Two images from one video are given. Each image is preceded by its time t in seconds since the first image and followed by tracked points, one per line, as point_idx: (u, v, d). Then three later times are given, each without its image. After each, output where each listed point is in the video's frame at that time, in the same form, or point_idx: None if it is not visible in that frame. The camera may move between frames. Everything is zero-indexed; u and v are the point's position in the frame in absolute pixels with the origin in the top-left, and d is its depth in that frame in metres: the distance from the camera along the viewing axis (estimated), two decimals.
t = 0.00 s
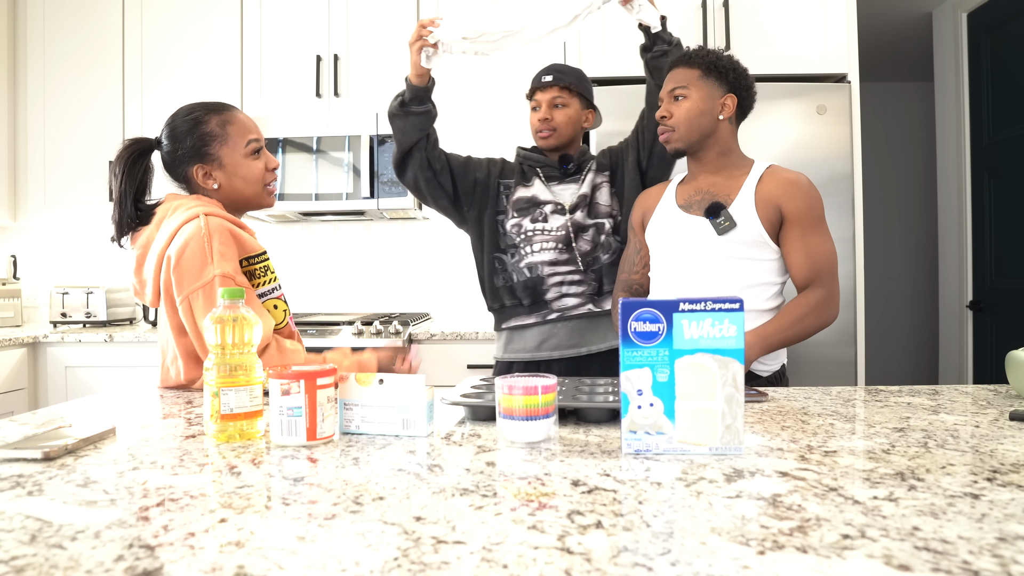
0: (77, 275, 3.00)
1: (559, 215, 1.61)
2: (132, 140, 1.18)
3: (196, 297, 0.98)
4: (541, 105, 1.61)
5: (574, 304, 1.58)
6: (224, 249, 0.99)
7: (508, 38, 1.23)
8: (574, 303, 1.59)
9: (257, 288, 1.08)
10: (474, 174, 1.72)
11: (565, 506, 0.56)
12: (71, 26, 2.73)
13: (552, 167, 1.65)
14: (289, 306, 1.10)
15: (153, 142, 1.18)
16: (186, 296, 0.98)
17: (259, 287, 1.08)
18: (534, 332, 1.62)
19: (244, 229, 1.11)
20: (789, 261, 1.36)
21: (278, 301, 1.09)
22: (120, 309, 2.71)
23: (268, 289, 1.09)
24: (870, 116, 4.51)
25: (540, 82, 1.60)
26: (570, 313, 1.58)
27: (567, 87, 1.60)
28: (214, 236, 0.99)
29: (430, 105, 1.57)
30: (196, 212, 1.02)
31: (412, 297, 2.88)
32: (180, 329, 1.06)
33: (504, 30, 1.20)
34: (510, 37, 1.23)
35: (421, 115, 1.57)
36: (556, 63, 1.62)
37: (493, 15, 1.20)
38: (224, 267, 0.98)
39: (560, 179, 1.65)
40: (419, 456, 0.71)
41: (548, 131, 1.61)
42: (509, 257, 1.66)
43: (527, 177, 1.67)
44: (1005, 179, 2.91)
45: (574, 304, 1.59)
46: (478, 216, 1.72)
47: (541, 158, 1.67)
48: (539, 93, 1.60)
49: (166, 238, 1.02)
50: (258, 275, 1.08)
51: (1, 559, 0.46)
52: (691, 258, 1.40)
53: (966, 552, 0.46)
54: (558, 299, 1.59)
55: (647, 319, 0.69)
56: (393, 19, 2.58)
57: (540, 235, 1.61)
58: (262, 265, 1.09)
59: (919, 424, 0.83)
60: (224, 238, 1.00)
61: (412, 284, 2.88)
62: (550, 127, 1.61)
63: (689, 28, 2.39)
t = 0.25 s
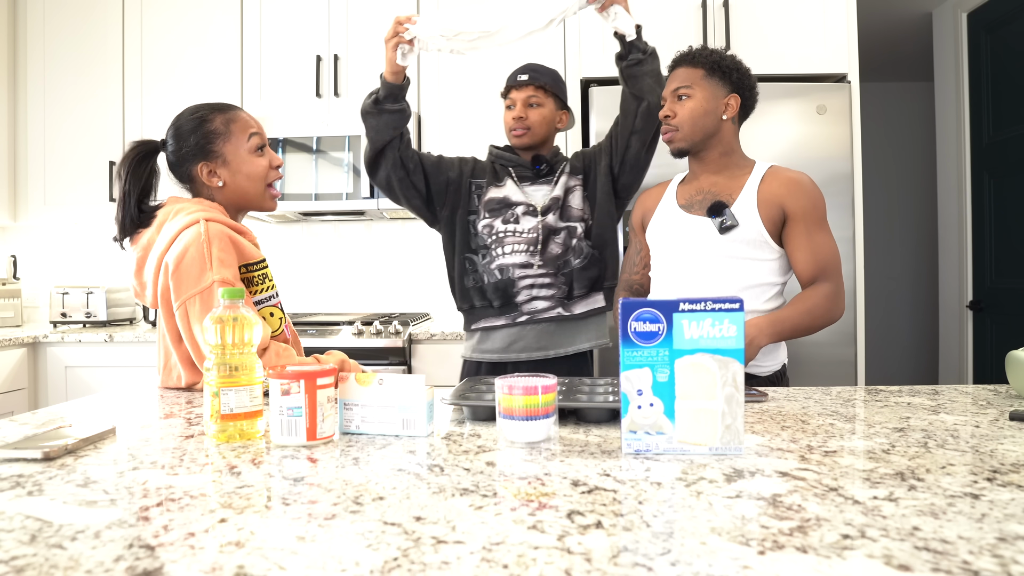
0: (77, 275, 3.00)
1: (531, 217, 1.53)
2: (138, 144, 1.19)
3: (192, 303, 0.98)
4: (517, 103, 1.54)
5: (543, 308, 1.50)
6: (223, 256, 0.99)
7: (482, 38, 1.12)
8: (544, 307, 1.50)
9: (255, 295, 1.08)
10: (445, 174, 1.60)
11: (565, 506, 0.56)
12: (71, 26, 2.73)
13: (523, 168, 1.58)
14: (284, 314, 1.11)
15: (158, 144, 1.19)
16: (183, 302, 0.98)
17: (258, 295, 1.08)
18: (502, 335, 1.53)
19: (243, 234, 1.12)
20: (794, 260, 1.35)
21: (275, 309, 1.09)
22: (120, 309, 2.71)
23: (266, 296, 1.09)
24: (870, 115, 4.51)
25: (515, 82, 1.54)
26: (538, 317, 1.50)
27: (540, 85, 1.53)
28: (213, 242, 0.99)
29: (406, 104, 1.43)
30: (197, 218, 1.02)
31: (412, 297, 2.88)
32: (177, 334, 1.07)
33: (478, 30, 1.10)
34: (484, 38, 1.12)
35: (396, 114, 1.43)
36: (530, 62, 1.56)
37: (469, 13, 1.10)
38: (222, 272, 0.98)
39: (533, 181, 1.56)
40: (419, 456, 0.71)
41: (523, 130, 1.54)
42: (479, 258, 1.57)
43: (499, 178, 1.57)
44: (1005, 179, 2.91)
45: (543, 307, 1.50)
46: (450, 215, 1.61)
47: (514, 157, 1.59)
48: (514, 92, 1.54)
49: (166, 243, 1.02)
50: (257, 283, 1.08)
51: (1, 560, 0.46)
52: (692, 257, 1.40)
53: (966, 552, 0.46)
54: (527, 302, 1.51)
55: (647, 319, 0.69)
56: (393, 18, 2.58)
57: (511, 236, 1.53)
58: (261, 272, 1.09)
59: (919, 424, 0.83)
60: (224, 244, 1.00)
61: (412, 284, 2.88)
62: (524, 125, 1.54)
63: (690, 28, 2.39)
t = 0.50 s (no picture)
0: (77, 275, 3.00)
1: (509, 224, 1.52)
2: (140, 145, 1.20)
3: (198, 300, 0.98)
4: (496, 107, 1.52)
5: (522, 314, 1.49)
6: (229, 254, 0.99)
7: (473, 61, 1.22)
8: (522, 313, 1.49)
9: (259, 295, 1.08)
10: (422, 181, 1.59)
11: (565, 506, 0.56)
12: (71, 26, 2.73)
13: (501, 172, 1.58)
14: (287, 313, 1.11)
15: (159, 144, 1.20)
16: (189, 299, 0.98)
17: (262, 294, 1.08)
18: (479, 342, 1.52)
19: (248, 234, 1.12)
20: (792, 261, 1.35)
21: (278, 308, 1.10)
22: (120, 309, 2.71)
23: (270, 294, 1.09)
24: (870, 115, 4.51)
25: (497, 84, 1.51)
26: (517, 323, 1.49)
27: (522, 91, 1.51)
28: (220, 240, 0.99)
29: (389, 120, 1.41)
30: (204, 216, 1.02)
31: (412, 297, 2.88)
32: (180, 332, 1.07)
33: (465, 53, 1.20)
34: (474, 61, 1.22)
35: (378, 130, 1.40)
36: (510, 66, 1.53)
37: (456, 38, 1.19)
38: (227, 271, 0.98)
39: (510, 186, 1.57)
40: (419, 457, 0.71)
41: (504, 136, 1.53)
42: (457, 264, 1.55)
43: (476, 183, 1.57)
44: (1005, 179, 2.92)
45: (522, 314, 1.49)
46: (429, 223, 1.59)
47: (491, 161, 1.59)
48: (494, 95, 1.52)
49: (172, 241, 1.02)
50: (260, 281, 1.08)
51: (1, 560, 0.46)
52: (691, 257, 1.41)
53: (966, 552, 0.46)
54: (506, 308, 1.50)
55: (647, 319, 0.69)
56: (393, 18, 2.58)
57: (490, 243, 1.51)
58: (266, 271, 1.09)
59: (919, 424, 0.83)
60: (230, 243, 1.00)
61: (412, 283, 2.88)
62: (504, 131, 1.53)
63: (689, 27, 2.39)
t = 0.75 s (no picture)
0: (77, 275, 3.00)
1: (499, 224, 1.50)
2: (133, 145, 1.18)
3: (196, 302, 0.98)
4: (495, 109, 1.49)
5: (515, 315, 1.48)
6: (226, 255, 0.99)
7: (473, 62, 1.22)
8: (515, 315, 1.49)
9: (259, 295, 1.08)
10: (409, 183, 1.55)
11: (565, 506, 0.56)
12: (72, 26, 2.73)
13: (489, 171, 1.57)
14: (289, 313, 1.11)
15: (153, 145, 1.19)
16: (187, 301, 0.98)
17: (262, 295, 1.08)
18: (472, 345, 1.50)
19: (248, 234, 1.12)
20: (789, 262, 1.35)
21: (279, 308, 1.10)
22: (120, 309, 2.71)
23: (269, 295, 1.09)
24: (870, 115, 4.51)
25: (495, 87, 1.47)
26: (510, 324, 1.49)
27: (519, 92, 1.49)
28: (218, 241, 0.99)
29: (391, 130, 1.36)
30: (202, 217, 1.02)
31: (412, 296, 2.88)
32: (178, 332, 1.07)
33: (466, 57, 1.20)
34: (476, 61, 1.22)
35: (381, 140, 1.35)
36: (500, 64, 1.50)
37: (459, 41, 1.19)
38: (225, 272, 0.98)
39: (498, 184, 1.56)
40: (419, 457, 0.71)
41: (505, 138, 1.51)
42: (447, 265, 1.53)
43: (463, 182, 1.55)
44: (1005, 179, 2.92)
45: (514, 315, 1.49)
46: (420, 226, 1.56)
47: (478, 161, 1.58)
48: (492, 96, 1.48)
49: (171, 241, 1.02)
50: (260, 282, 1.08)
51: (1, 559, 0.46)
52: (689, 258, 1.41)
53: (966, 552, 0.46)
54: (498, 308, 1.49)
55: (647, 319, 0.69)
56: (393, 18, 2.58)
57: (479, 243, 1.49)
58: (265, 272, 1.09)
59: (920, 424, 0.83)
60: (228, 244, 1.00)
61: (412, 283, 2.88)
62: (504, 133, 1.51)
63: (689, 27, 2.39)
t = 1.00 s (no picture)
0: (76, 275, 3.00)
1: (497, 232, 1.49)
2: (126, 158, 1.18)
3: (193, 303, 0.98)
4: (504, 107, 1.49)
5: (516, 330, 1.46)
6: (222, 256, 0.99)
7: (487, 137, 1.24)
8: (517, 330, 1.46)
9: (259, 295, 1.08)
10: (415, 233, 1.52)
11: (565, 506, 0.56)
12: (72, 26, 2.73)
13: (482, 174, 1.54)
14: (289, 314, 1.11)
15: (148, 155, 1.19)
16: (184, 302, 0.98)
17: (261, 295, 1.08)
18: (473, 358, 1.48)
19: (247, 236, 1.12)
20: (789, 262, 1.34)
21: (279, 309, 1.09)
22: (120, 309, 2.71)
23: (269, 296, 1.09)
24: (869, 115, 4.51)
25: (503, 85, 1.49)
26: (511, 339, 1.46)
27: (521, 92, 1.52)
28: (214, 242, 0.99)
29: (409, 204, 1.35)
30: (198, 218, 1.02)
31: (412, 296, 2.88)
32: (178, 333, 1.07)
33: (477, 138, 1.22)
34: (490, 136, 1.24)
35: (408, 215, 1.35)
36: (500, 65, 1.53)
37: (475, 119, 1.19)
38: (222, 274, 0.98)
39: (491, 186, 1.53)
40: (419, 456, 0.71)
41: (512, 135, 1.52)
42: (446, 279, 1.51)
43: (455, 192, 1.52)
44: (1005, 179, 2.92)
45: (516, 330, 1.46)
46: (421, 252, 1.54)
47: (468, 162, 1.54)
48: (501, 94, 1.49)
49: (167, 244, 1.02)
50: (260, 283, 1.08)
51: (1, 560, 0.46)
52: (689, 258, 1.41)
53: (966, 552, 0.46)
54: (500, 323, 1.46)
55: (647, 319, 0.69)
56: (393, 18, 2.58)
57: (478, 254, 1.48)
58: (264, 272, 1.09)
59: (920, 424, 0.83)
60: (224, 245, 1.00)
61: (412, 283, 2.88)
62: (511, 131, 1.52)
63: (689, 27, 2.39)
